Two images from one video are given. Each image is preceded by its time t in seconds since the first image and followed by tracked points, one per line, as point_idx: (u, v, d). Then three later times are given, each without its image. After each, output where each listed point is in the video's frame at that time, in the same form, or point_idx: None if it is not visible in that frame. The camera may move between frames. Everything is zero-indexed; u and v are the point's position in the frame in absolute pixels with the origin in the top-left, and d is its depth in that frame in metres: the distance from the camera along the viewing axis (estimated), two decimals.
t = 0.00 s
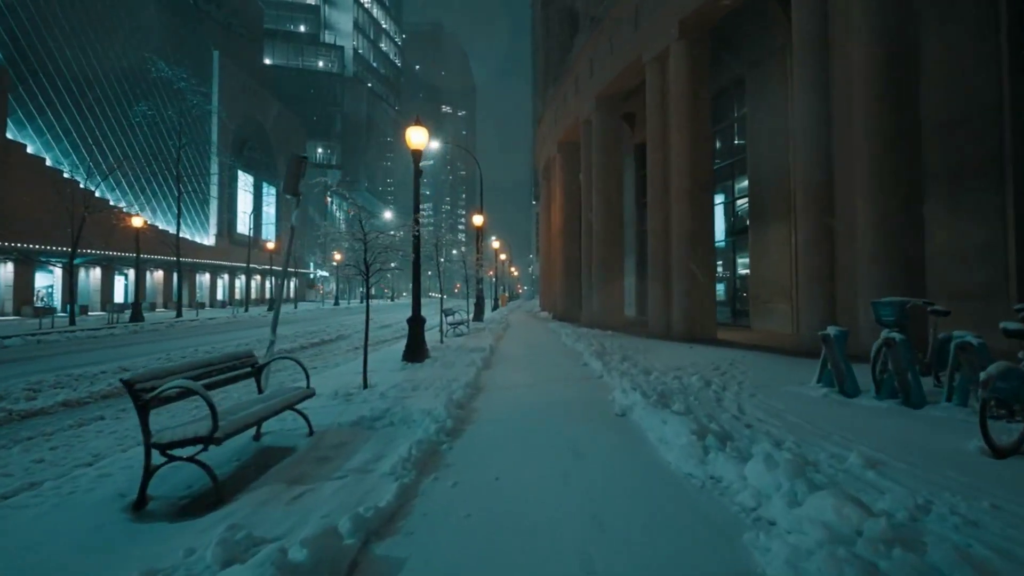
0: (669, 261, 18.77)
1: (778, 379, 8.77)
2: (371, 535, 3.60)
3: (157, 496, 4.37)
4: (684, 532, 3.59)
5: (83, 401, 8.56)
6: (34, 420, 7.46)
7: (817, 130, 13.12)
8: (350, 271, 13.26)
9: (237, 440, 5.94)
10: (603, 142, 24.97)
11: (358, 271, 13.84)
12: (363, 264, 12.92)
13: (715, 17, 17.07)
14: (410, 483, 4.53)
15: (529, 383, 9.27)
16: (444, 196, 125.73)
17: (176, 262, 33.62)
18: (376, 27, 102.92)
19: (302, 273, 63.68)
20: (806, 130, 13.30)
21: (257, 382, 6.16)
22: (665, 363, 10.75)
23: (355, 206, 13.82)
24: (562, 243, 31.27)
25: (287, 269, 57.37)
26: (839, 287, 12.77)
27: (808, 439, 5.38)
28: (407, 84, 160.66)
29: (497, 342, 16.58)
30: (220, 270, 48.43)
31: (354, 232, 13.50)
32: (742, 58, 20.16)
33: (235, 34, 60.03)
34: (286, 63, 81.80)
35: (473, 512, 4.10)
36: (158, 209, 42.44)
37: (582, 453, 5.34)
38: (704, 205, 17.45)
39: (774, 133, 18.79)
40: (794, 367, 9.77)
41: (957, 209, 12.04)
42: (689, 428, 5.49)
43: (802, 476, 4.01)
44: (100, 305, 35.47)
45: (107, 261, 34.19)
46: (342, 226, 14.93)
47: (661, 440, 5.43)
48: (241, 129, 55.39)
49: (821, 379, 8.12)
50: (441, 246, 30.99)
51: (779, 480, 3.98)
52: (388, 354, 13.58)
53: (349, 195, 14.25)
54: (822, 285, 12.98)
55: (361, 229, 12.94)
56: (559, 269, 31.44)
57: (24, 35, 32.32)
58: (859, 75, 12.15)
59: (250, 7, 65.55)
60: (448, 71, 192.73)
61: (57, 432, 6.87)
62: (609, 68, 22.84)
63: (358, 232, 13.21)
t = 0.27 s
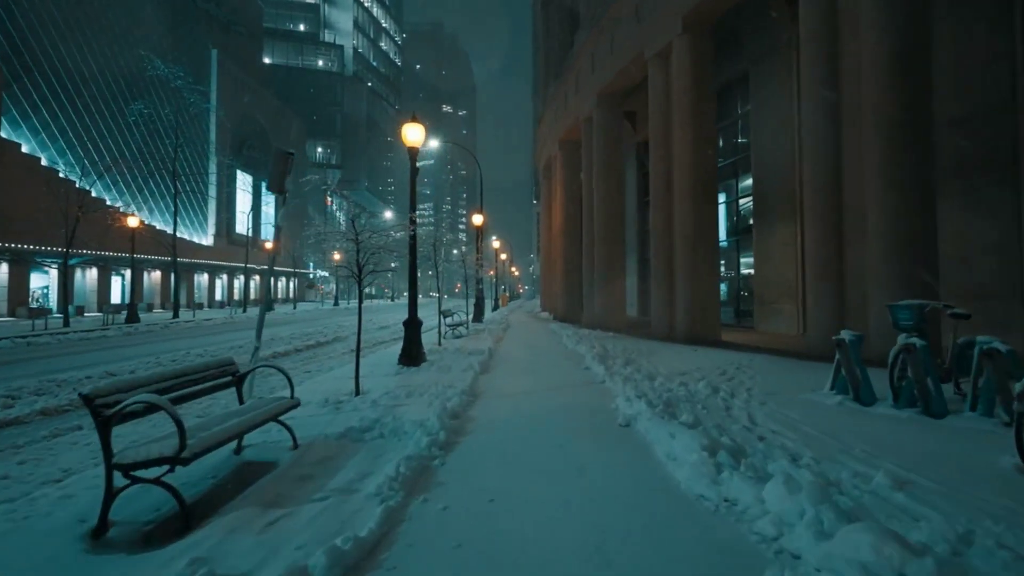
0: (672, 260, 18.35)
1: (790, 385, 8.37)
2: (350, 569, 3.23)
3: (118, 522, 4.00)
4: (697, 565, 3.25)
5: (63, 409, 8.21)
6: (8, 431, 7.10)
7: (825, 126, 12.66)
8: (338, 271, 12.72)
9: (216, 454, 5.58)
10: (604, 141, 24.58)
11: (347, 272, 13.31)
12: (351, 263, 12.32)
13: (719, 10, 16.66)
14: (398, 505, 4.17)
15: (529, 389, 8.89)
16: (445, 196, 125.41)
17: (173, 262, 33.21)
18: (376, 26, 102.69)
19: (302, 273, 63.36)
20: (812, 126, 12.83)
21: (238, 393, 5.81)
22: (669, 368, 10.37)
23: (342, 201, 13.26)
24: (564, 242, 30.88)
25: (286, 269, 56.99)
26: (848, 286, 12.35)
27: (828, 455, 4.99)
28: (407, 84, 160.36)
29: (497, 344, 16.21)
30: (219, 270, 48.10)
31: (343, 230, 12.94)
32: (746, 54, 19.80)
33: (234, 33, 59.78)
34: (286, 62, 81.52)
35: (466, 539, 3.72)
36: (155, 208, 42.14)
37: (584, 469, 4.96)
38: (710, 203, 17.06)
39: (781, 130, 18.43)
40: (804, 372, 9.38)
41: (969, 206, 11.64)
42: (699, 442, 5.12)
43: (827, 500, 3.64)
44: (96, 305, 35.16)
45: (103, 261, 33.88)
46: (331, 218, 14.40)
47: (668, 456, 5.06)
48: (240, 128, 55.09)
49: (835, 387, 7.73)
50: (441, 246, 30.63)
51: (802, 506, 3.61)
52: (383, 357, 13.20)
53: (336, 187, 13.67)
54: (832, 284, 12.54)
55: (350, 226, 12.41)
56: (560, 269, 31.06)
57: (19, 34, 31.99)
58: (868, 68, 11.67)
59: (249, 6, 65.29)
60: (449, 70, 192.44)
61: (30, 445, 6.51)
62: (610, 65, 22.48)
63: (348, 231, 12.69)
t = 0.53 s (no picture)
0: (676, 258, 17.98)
1: (802, 388, 8.01)
2: None
3: (79, 539, 3.64)
4: None
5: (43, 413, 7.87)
6: None
7: (833, 120, 12.30)
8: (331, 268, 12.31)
9: (196, 464, 5.24)
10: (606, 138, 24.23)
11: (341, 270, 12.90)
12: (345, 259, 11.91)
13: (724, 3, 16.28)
14: (387, 520, 3.84)
15: (530, 392, 8.54)
16: (446, 196, 125.15)
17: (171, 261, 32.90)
18: (376, 26, 102.46)
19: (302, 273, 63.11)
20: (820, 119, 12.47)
21: (220, 398, 5.47)
22: (674, 369, 10.03)
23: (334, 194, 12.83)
24: (566, 242, 30.51)
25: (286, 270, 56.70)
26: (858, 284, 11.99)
27: (852, 465, 4.64)
28: (408, 83, 160.19)
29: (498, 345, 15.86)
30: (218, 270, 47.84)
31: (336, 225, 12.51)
32: (750, 49, 19.47)
33: (234, 32, 59.53)
34: (286, 62, 81.24)
35: (460, 560, 3.37)
36: (153, 208, 41.87)
37: (588, 480, 4.60)
38: (715, 200, 16.70)
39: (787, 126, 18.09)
40: (816, 374, 9.02)
41: (982, 202, 11.29)
42: (712, 450, 4.77)
43: (858, 518, 3.30)
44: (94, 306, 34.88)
45: (100, 261, 33.58)
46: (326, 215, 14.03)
47: (679, 465, 4.71)
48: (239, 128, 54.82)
49: (851, 390, 7.38)
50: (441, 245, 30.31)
51: (832, 524, 3.27)
52: (380, 358, 12.87)
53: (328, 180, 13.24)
54: (842, 282, 12.18)
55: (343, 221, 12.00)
56: (561, 268, 30.70)
57: (17, 32, 31.72)
58: (879, 59, 11.30)
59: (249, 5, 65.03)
60: (450, 70, 192.24)
61: (5, 451, 6.19)
62: (612, 61, 22.13)
63: (341, 227, 12.28)
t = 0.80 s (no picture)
0: (683, 256, 17.55)
1: (819, 393, 7.61)
2: None
3: (34, 569, 3.27)
4: None
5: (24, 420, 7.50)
6: None
7: (847, 114, 11.89)
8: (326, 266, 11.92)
9: (173, 480, 4.86)
10: (610, 135, 23.82)
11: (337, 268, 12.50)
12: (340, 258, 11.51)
13: None
14: (378, 547, 3.47)
15: (534, 397, 8.15)
16: (447, 195, 124.80)
17: (170, 261, 32.60)
18: (377, 24, 102.05)
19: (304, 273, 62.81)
20: (834, 113, 12.05)
21: (201, 406, 5.11)
22: (683, 372, 9.64)
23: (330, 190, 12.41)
24: (568, 240, 30.09)
25: (287, 269, 56.40)
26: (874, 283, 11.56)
27: (886, 483, 4.25)
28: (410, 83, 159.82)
29: (500, 346, 15.47)
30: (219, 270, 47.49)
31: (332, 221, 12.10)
32: (758, 43, 19.08)
33: (234, 30, 59.20)
34: (286, 61, 80.92)
35: None
36: (152, 207, 41.63)
37: (598, 500, 4.22)
38: (723, 197, 16.29)
39: (797, 122, 17.69)
40: (833, 377, 8.62)
41: (1003, 199, 10.87)
42: (734, 463, 4.38)
43: (911, 553, 2.94)
44: (93, 306, 34.55)
45: (98, 261, 33.25)
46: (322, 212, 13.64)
47: (698, 482, 4.32)
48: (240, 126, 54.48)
49: (873, 395, 6.97)
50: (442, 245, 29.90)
51: (881, 559, 2.90)
52: (379, 361, 12.50)
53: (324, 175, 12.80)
54: (857, 282, 11.75)
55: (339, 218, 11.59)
56: (564, 267, 30.29)
57: (14, 31, 31.42)
58: (896, 50, 10.87)
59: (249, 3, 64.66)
60: (452, 70, 191.92)
61: None
62: (617, 55, 21.72)
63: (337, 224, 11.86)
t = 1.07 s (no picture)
0: (688, 256, 17.17)
1: (836, 400, 7.25)
2: None
3: None
4: None
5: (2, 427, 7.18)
6: None
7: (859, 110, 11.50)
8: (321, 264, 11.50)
9: (149, 496, 4.52)
10: (613, 133, 23.45)
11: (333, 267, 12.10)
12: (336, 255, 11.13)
13: None
14: None
15: (536, 403, 7.80)
16: (449, 195, 124.48)
17: (168, 261, 32.29)
18: (378, 23, 101.76)
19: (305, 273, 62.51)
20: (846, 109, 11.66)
21: (180, 416, 4.76)
22: (691, 376, 9.29)
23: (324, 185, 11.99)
24: (571, 240, 29.75)
25: (287, 269, 56.13)
26: (888, 284, 11.19)
27: (920, 503, 3.90)
28: (411, 83, 159.56)
29: (502, 348, 15.12)
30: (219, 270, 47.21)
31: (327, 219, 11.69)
32: (764, 39, 18.71)
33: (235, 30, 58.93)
34: (287, 60, 80.63)
35: None
36: (152, 206, 41.38)
37: (606, 520, 3.87)
38: (730, 196, 15.92)
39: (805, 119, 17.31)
40: (848, 382, 8.26)
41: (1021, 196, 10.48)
42: (753, 480, 4.03)
43: None
44: (91, 306, 34.27)
45: (96, 261, 32.96)
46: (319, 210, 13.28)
47: (715, 501, 3.97)
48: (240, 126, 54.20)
49: (894, 402, 6.62)
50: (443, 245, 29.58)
51: None
52: (377, 363, 12.16)
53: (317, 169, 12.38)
54: (870, 283, 11.36)
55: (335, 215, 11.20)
56: (567, 267, 29.94)
57: (11, 29, 31.15)
58: (912, 43, 10.48)
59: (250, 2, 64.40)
60: (453, 69, 191.65)
61: None
62: (620, 52, 21.36)
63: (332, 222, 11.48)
